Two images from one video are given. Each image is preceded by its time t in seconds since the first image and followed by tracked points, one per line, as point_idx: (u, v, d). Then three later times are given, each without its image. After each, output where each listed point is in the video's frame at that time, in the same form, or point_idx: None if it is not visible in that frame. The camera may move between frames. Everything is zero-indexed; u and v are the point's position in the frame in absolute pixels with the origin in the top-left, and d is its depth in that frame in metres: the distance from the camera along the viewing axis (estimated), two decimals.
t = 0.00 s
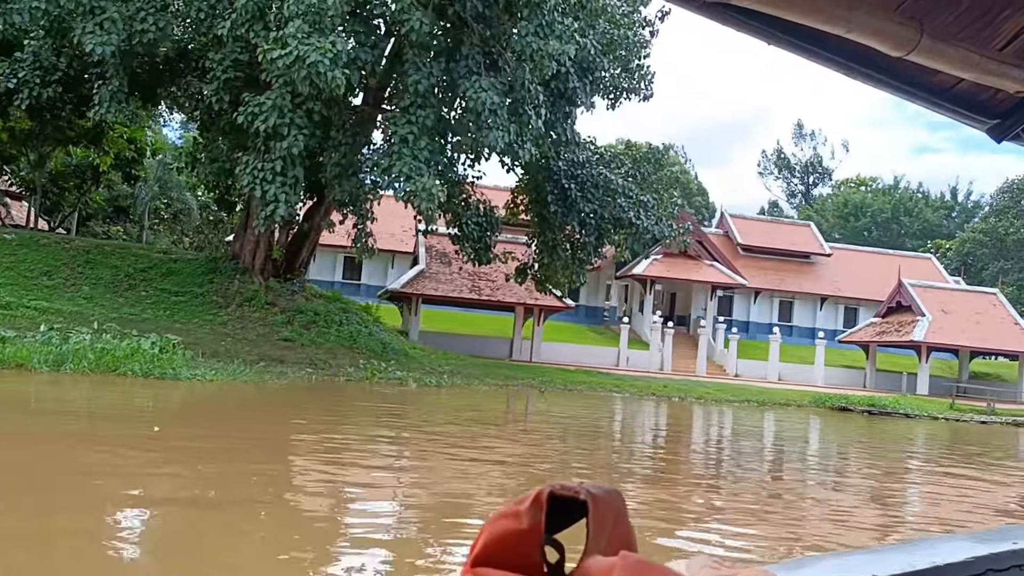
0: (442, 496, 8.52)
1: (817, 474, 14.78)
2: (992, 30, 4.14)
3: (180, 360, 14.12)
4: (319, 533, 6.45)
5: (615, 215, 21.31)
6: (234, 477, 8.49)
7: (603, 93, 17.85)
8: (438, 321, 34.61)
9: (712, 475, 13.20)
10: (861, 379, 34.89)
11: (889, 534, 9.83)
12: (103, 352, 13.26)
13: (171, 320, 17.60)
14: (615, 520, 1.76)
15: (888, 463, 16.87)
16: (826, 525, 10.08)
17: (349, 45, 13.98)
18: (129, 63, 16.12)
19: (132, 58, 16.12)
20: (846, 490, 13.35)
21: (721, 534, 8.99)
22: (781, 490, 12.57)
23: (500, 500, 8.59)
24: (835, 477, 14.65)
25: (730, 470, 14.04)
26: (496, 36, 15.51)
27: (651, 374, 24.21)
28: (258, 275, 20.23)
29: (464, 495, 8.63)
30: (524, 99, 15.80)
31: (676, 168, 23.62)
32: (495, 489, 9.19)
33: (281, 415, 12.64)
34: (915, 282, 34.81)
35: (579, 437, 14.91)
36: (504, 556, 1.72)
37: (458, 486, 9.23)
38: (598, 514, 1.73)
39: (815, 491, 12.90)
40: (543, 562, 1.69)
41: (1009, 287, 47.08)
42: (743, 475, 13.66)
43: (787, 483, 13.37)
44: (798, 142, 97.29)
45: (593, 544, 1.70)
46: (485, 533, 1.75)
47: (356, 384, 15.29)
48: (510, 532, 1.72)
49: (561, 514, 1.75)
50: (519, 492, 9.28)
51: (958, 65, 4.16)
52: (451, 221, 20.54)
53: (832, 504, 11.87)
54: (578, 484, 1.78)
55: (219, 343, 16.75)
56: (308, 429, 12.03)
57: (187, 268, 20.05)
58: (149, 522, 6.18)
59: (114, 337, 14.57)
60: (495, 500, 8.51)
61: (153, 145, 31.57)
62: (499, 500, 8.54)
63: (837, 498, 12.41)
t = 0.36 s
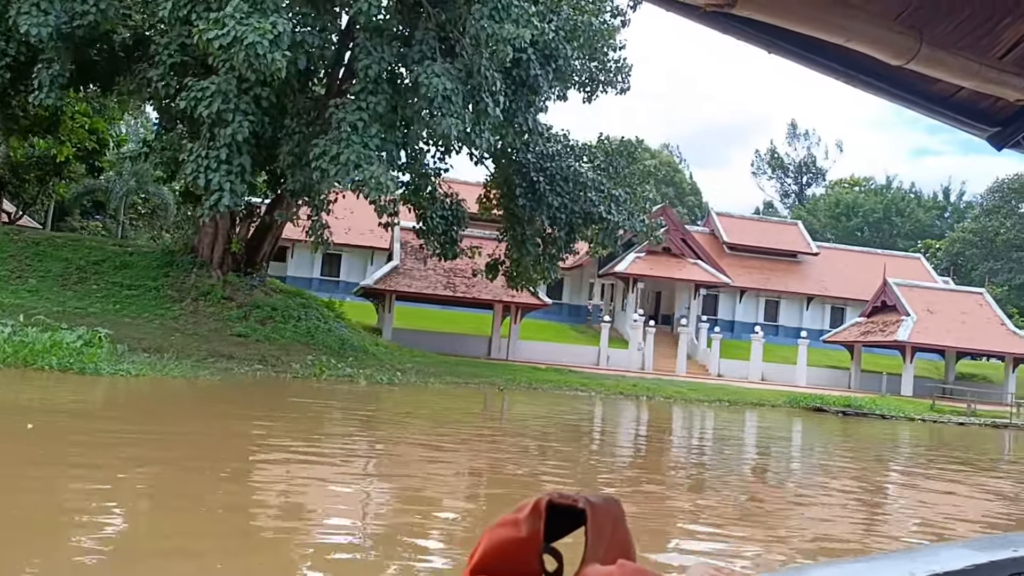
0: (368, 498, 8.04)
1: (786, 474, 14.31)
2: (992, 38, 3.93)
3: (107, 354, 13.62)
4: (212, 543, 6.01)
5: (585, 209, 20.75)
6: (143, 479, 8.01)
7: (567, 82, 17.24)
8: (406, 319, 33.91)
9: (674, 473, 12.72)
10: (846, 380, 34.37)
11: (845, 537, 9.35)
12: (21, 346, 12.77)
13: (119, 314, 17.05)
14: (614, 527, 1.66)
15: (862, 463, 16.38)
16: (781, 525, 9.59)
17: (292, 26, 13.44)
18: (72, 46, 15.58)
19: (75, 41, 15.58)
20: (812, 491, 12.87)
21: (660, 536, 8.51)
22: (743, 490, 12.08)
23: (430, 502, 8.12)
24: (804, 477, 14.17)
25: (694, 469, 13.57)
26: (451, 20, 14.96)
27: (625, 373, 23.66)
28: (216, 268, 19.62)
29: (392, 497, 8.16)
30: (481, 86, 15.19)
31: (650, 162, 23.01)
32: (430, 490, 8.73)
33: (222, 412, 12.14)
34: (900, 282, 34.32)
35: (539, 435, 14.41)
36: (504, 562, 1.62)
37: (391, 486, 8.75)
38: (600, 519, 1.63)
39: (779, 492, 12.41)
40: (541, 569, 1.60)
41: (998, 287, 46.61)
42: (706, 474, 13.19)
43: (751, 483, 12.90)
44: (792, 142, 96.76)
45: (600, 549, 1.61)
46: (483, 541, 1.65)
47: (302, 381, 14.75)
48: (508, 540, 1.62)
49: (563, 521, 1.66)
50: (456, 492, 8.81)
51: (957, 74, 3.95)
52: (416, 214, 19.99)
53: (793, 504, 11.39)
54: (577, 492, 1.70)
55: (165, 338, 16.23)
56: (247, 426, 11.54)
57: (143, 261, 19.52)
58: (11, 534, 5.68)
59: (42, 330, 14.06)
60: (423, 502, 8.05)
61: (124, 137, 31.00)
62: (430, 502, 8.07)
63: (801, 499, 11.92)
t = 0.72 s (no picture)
0: (296, 501, 7.60)
1: (762, 471, 13.85)
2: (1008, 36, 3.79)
3: (39, 351, 13.14)
4: (106, 554, 5.59)
5: (562, 202, 20.17)
6: (61, 478, 7.60)
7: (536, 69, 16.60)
8: (386, 316, 33.27)
9: (641, 470, 12.25)
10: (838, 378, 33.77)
11: (808, 535, 8.86)
12: None
13: (75, 309, 16.55)
14: (634, 527, 1.68)
15: (843, 461, 15.88)
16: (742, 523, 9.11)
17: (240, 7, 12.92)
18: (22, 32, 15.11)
19: (25, 26, 15.09)
20: (786, 489, 12.39)
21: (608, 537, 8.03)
22: (712, 487, 11.61)
23: (361, 504, 7.68)
24: (780, 475, 13.71)
25: (665, 466, 13.10)
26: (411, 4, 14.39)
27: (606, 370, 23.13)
28: (180, 263, 19.04)
29: (322, 498, 7.72)
30: (442, 72, 14.57)
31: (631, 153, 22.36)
32: (368, 490, 8.29)
33: (166, 409, 11.68)
34: (893, 278, 33.74)
35: (506, 431, 13.93)
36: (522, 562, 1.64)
37: (328, 487, 8.32)
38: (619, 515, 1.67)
39: (749, 489, 11.93)
40: (563, 566, 1.62)
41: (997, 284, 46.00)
42: (676, 471, 12.72)
43: (722, 480, 12.42)
44: (792, 140, 96.09)
45: (616, 548, 1.62)
46: (505, 539, 1.67)
47: (256, 379, 14.21)
48: (528, 538, 1.64)
49: (580, 518, 1.70)
50: (396, 492, 8.37)
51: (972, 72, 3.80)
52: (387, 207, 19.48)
53: (762, 501, 10.92)
54: (597, 490, 1.73)
55: (122, 334, 15.72)
56: (193, 423, 11.11)
57: (106, 256, 19.11)
58: None
59: None
60: (354, 504, 7.60)
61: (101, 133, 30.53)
62: (362, 504, 7.63)
63: (772, 497, 11.43)
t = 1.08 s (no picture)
0: (212, 490, 7.10)
1: (741, 466, 13.32)
2: None
3: None
4: None
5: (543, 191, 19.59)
6: None
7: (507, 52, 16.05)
8: (374, 310, 32.75)
9: (611, 463, 11.73)
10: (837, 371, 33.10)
11: (771, 531, 8.32)
12: None
13: (37, 302, 16.12)
14: (679, 522, 1.72)
15: (828, 456, 15.31)
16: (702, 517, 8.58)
17: None
18: None
19: None
20: (762, 483, 11.85)
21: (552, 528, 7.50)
22: (682, 481, 11.08)
23: (286, 493, 7.19)
24: (759, 469, 13.17)
25: (638, 460, 12.59)
26: None
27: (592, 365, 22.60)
28: (151, 256, 18.55)
29: (245, 489, 7.23)
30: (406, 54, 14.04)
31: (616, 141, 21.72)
32: (300, 480, 7.80)
33: (110, 403, 11.22)
34: (892, 270, 33.04)
35: (475, 424, 13.42)
36: (568, 553, 1.68)
37: (258, 478, 7.83)
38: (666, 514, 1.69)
39: (722, 484, 11.38)
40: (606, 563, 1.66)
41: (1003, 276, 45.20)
42: (649, 465, 12.19)
43: (694, 475, 11.90)
44: (798, 133, 95.31)
45: (662, 545, 1.68)
46: (547, 536, 1.70)
47: (213, 373, 13.75)
48: (575, 535, 1.68)
49: (626, 514, 1.74)
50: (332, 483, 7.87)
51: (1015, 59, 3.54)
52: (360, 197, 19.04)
53: (732, 496, 10.38)
54: (645, 484, 1.76)
55: (81, 328, 15.26)
56: (137, 417, 10.66)
57: (74, 249, 18.70)
58: None
59: None
60: (278, 494, 7.11)
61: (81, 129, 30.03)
62: (286, 494, 7.13)
63: (745, 491, 10.89)
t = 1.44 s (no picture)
0: (120, 480, 6.66)
1: (715, 456, 12.86)
2: None
3: None
4: None
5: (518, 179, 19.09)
6: None
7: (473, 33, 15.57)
8: (360, 303, 32.23)
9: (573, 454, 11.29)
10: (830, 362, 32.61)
11: (724, 521, 7.88)
12: None
13: None
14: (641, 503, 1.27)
15: (808, 447, 14.86)
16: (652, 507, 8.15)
17: None
18: None
19: None
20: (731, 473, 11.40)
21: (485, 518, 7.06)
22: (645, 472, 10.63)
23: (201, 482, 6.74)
24: (733, 459, 12.71)
25: (604, 451, 12.15)
26: None
27: (572, 356, 22.18)
28: (117, 247, 18.04)
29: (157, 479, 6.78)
30: (364, 34, 13.57)
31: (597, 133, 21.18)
32: (222, 470, 7.35)
33: (48, 396, 10.78)
34: (886, 259, 32.50)
35: (438, 415, 12.98)
36: (507, 547, 1.32)
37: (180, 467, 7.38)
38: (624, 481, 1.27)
39: (687, 475, 10.92)
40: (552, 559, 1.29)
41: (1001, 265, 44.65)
42: (615, 456, 11.75)
43: (661, 466, 11.45)
44: (798, 123, 94.65)
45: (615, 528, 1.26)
46: (483, 522, 1.35)
47: (165, 366, 13.30)
48: (514, 522, 1.32)
49: (577, 500, 1.32)
50: (258, 472, 7.42)
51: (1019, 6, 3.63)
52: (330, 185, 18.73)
53: (694, 487, 9.93)
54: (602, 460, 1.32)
55: (35, 321, 14.82)
56: (77, 410, 10.20)
57: (37, 241, 18.32)
58: None
59: None
60: (189, 483, 6.66)
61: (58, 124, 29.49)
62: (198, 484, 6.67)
63: (710, 483, 10.45)
